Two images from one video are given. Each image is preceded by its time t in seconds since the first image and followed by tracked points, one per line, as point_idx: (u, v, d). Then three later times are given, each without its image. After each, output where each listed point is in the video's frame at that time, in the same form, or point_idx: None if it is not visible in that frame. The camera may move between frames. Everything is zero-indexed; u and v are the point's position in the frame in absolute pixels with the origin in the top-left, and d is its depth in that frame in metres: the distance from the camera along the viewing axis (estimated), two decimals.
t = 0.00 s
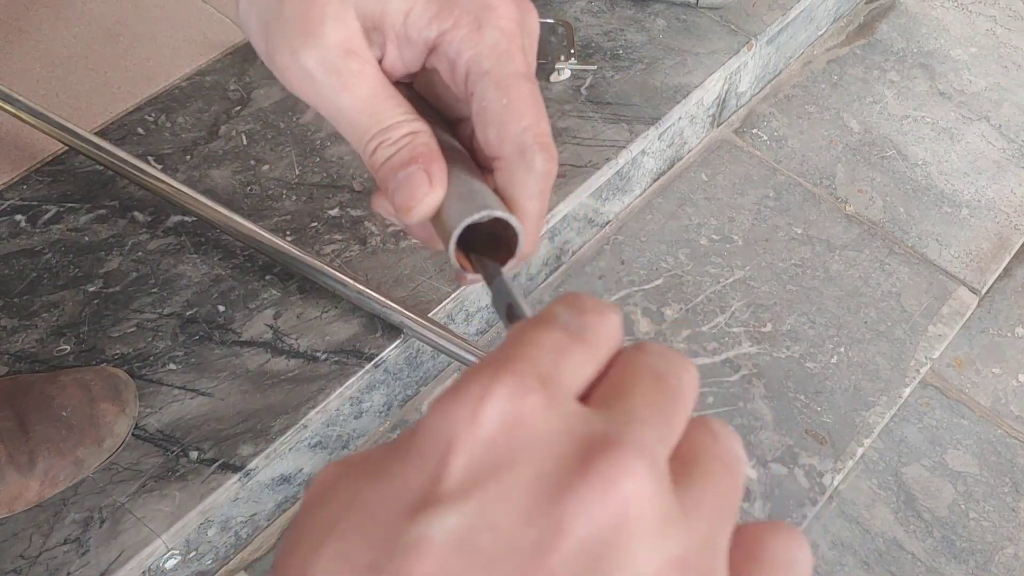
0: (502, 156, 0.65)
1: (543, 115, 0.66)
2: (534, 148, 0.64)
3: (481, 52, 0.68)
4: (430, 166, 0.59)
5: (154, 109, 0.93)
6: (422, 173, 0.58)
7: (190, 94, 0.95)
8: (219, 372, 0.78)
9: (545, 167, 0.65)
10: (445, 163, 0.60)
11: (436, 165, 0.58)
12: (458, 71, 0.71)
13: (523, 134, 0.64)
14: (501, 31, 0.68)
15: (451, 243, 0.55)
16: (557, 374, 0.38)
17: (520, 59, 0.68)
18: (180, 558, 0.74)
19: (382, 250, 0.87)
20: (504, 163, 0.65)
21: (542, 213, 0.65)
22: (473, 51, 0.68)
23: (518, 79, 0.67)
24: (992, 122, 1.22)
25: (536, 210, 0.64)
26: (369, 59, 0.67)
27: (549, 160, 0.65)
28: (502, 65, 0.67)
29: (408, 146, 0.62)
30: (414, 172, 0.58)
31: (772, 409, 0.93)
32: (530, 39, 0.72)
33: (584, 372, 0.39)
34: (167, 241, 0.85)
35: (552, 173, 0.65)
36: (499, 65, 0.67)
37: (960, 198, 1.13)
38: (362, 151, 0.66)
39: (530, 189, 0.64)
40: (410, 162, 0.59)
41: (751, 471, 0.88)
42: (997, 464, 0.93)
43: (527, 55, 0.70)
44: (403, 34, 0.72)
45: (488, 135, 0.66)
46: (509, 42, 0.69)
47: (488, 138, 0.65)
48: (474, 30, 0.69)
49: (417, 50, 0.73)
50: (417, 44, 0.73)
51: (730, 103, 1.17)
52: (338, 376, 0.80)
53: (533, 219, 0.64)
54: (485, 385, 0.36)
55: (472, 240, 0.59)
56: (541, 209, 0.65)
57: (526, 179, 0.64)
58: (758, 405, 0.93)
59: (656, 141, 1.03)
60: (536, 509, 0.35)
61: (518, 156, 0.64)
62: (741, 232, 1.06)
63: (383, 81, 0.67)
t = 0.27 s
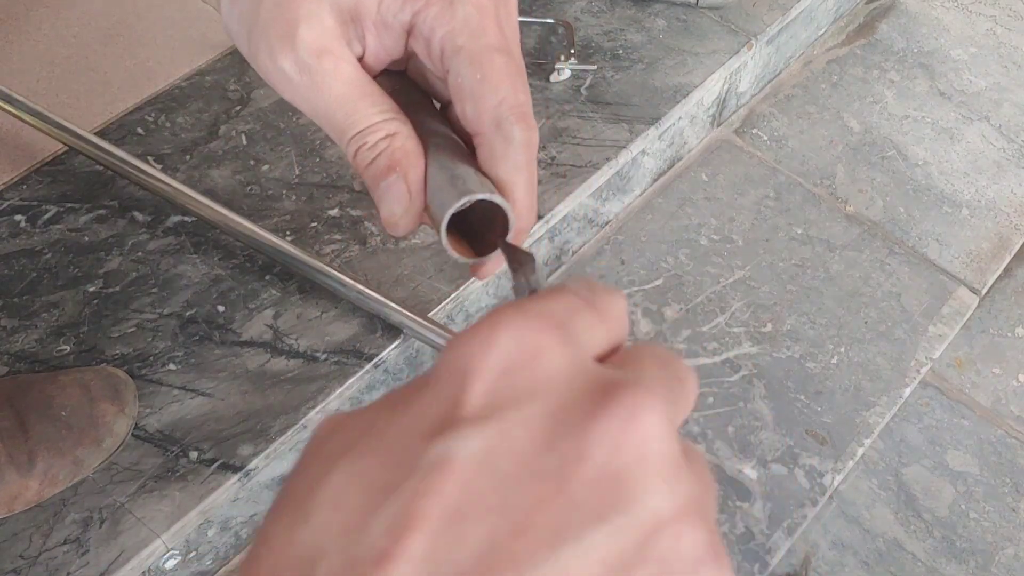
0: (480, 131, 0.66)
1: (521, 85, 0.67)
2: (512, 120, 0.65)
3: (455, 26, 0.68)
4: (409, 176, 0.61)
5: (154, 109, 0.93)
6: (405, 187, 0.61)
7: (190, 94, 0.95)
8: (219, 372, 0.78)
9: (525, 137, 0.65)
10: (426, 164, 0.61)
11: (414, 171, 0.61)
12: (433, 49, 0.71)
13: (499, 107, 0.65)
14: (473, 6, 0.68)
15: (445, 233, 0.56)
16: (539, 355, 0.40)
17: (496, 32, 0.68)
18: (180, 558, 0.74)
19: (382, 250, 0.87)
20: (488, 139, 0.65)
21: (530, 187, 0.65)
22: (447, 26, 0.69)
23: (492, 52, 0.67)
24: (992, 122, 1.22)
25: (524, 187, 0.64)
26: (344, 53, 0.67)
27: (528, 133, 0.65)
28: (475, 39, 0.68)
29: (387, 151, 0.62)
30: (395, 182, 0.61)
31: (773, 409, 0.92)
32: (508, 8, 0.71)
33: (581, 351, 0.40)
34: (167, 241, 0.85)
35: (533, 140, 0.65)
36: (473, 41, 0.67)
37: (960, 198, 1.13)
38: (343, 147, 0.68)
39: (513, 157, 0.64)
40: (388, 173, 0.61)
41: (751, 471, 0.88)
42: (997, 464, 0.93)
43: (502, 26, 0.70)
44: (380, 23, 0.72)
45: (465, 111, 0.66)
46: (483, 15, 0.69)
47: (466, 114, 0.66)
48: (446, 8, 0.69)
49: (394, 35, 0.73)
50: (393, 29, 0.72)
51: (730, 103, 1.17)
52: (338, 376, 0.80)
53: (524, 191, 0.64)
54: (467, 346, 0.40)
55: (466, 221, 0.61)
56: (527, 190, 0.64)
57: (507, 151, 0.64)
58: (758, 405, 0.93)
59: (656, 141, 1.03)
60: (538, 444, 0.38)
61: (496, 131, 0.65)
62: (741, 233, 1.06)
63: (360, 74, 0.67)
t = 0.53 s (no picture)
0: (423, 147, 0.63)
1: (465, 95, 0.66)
2: (454, 133, 0.63)
3: (398, 40, 0.67)
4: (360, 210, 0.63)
5: (154, 109, 0.94)
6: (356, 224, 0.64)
7: (190, 94, 0.95)
8: (219, 372, 0.78)
9: (470, 148, 0.63)
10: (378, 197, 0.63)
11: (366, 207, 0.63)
12: (382, 65, 0.69)
13: (441, 123, 0.63)
14: (417, 17, 0.67)
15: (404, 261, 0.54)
16: (539, 359, 0.42)
17: (440, 43, 0.67)
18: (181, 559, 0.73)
19: (382, 250, 0.87)
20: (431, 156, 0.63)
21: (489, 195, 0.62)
22: (391, 39, 0.67)
23: (435, 67, 0.66)
24: (992, 122, 1.22)
25: (479, 199, 0.61)
26: (303, 86, 0.67)
27: (471, 144, 0.63)
28: (418, 53, 0.67)
29: (344, 185, 0.63)
30: (348, 218, 0.64)
31: (773, 409, 0.92)
32: (457, 14, 0.70)
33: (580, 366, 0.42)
34: (167, 241, 0.85)
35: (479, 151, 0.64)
36: (416, 55, 0.66)
37: (960, 198, 1.13)
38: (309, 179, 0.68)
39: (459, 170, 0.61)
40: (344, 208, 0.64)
41: (751, 471, 0.88)
42: (997, 464, 0.94)
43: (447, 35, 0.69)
44: (332, 43, 0.70)
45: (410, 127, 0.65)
46: (425, 26, 0.67)
47: (412, 131, 0.65)
48: (387, 24, 0.67)
49: (350, 52, 0.71)
50: (346, 46, 0.70)
51: (730, 103, 1.17)
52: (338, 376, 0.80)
53: (480, 200, 0.61)
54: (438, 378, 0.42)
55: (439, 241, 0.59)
56: (484, 198, 0.61)
57: (450, 164, 0.61)
58: (758, 405, 0.92)
59: (656, 141, 1.03)
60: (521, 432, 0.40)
61: (440, 146, 0.63)
62: (741, 233, 1.06)
63: (319, 105, 0.67)
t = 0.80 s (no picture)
0: (436, 152, 0.60)
1: (473, 97, 0.62)
2: (470, 136, 0.60)
3: (392, 47, 0.63)
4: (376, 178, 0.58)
5: (154, 109, 0.94)
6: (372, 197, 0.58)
7: (190, 94, 0.95)
8: (219, 372, 0.78)
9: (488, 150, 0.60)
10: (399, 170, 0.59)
11: (382, 177, 0.58)
12: (377, 74, 0.64)
13: (456, 123, 0.60)
14: (409, 21, 0.63)
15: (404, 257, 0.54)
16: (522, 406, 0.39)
17: (438, 45, 0.64)
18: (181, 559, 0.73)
19: (382, 250, 0.87)
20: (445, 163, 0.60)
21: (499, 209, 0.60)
22: (384, 48, 0.63)
23: (437, 67, 0.62)
24: (992, 122, 1.22)
25: (489, 211, 0.59)
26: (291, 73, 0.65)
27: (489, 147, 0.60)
28: (418, 59, 0.62)
29: (352, 160, 0.60)
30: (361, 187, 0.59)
31: (773, 409, 0.92)
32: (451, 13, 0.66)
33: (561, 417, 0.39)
34: (167, 241, 0.85)
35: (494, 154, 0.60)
36: (415, 61, 0.62)
37: (960, 198, 1.13)
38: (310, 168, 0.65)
39: (477, 176, 0.59)
40: (355, 178, 0.59)
41: (751, 471, 0.88)
42: (997, 464, 0.94)
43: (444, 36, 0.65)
44: (318, 47, 0.66)
45: (417, 132, 0.61)
46: (419, 32, 0.63)
47: (420, 136, 0.61)
48: (381, 29, 0.63)
49: (338, 63, 0.67)
50: (334, 55, 0.66)
51: (730, 103, 1.17)
52: (338, 376, 0.80)
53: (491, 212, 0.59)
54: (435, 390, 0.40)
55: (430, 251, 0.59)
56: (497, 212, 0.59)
57: (468, 167, 0.59)
58: (758, 405, 0.92)
59: (656, 142, 1.03)
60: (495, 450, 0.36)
61: (456, 146, 0.59)
62: (741, 233, 1.06)
63: (310, 91, 0.65)
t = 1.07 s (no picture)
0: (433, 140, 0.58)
1: (468, 83, 0.59)
2: (463, 122, 0.57)
3: (384, 37, 0.60)
4: (357, 207, 0.58)
5: (154, 109, 0.94)
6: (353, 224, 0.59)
7: (190, 94, 0.95)
8: (219, 372, 0.78)
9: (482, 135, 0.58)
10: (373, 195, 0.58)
11: (361, 204, 0.58)
12: (371, 68, 0.62)
13: (450, 110, 0.57)
14: (399, 12, 0.60)
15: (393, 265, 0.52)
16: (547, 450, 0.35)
17: (429, 36, 0.60)
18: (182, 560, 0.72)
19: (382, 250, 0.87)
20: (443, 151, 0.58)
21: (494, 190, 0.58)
22: (376, 39, 0.61)
23: (429, 55, 0.59)
24: (992, 122, 1.22)
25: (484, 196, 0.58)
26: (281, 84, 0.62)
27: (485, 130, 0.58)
28: (410, 50, 0.60)
29: (335, 184, 0.59)
30: (346, 216, 0.59)
31: (773, 409, 0.92)
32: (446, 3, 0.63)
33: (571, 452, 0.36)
34: (167, 241, 0.85)
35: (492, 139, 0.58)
36: (406, 52, 0.59)
37: (960, 198, 1.13)
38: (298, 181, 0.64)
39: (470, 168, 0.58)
40: (339, 207, 0.59)
41: (751, 471, 0.88)
42: (997, 464, 0.94)
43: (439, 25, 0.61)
44: (311, 52, 0.63)
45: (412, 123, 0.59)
46: (410, 23, 0.60)
47: (417, 129, 0.59)
48: (371, 25, 0.60)
49: (332, 61, 0.64)
50: (327, 55, 0.64)
51: (730, 103, 1.17)
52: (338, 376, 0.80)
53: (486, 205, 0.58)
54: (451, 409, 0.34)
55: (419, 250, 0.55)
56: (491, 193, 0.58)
57: (462, 159, 0.57)
58: (758, 405, 0.92)
59: (656, 142, 1.03)
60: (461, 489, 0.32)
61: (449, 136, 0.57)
62: (741, 233, 1.06)
63: (301, 104, 0.63)
